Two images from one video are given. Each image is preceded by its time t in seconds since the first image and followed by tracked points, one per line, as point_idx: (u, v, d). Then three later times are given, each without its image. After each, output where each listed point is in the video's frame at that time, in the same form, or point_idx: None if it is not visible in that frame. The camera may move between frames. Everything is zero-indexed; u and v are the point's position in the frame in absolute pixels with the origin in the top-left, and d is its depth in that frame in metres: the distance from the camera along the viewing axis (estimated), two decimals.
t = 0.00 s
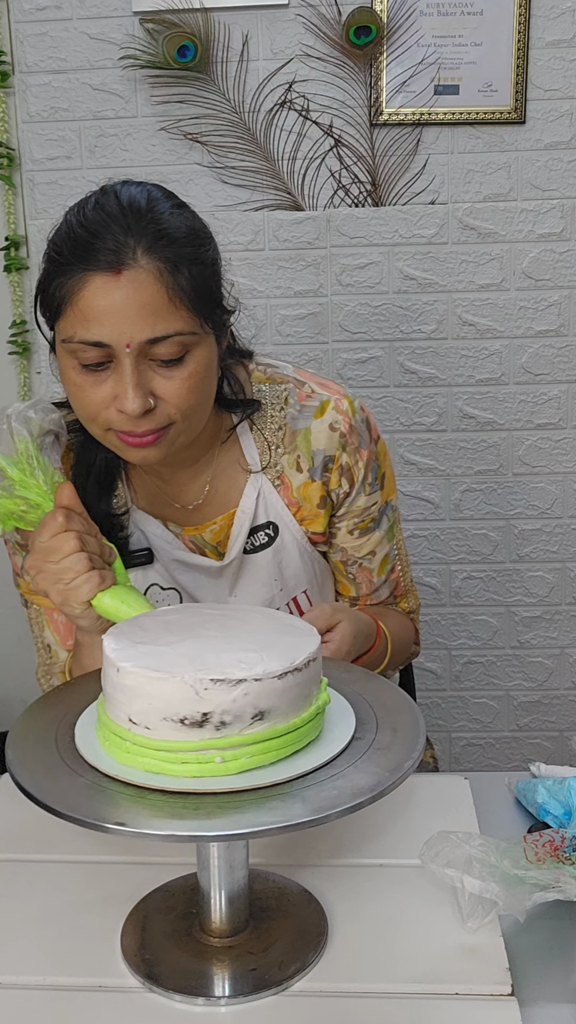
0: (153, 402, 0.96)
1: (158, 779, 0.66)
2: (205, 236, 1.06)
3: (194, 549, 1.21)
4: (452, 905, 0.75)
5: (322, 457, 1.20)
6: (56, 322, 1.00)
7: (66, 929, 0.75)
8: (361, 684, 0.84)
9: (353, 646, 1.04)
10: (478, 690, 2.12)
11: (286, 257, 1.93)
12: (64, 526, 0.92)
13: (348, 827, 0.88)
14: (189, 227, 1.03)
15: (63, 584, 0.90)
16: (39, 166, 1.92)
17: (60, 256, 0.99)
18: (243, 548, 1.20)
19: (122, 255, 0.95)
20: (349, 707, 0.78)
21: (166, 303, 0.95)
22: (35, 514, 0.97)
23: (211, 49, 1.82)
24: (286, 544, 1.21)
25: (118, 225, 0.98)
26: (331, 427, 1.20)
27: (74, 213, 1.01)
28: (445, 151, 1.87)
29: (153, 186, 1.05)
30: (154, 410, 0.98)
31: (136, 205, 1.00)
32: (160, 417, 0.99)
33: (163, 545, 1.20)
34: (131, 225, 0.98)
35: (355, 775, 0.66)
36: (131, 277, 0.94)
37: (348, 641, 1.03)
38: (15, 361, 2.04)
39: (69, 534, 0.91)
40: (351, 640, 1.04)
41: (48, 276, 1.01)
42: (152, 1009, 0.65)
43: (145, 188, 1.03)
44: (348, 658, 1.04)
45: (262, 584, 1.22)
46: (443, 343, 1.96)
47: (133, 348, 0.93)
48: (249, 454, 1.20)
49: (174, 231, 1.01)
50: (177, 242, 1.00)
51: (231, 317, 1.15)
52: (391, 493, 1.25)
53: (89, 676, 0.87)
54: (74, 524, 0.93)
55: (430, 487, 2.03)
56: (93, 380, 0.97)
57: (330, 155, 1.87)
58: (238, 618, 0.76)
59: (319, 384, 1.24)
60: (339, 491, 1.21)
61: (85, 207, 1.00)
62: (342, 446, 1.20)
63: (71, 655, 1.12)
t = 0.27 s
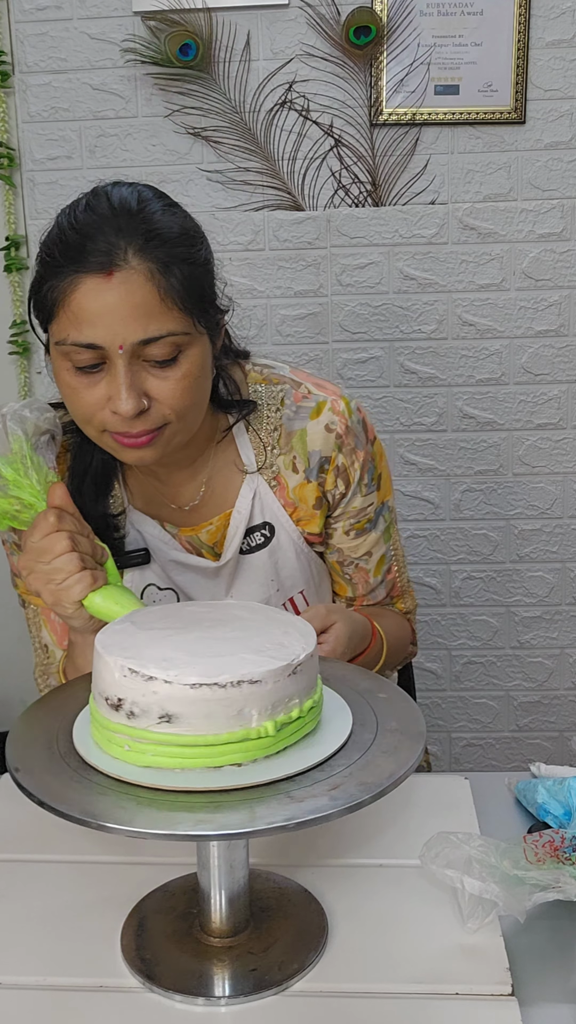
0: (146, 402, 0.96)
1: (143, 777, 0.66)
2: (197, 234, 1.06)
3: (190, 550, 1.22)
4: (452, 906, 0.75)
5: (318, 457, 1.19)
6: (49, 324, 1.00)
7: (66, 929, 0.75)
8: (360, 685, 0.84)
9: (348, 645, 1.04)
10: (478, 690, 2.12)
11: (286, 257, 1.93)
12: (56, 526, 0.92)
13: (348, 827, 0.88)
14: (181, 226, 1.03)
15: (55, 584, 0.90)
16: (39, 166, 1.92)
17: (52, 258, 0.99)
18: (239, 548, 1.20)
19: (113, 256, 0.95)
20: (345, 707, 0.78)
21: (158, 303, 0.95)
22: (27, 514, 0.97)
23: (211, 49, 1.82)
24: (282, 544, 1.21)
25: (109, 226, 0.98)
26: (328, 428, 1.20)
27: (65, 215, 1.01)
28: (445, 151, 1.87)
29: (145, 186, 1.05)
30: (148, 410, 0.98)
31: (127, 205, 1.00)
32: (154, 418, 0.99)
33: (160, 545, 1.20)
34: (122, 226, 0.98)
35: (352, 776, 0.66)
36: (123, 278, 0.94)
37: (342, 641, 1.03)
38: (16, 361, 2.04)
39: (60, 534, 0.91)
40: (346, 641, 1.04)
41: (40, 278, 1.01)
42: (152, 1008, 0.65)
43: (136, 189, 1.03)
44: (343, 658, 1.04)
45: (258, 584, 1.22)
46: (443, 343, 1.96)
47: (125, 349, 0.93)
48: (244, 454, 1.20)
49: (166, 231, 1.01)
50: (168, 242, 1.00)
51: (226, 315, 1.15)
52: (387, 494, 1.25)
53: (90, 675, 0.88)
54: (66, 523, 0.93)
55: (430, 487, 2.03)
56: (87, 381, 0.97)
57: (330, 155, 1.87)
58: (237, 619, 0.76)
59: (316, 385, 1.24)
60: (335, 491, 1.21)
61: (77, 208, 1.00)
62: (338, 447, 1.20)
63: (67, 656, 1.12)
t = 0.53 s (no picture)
0: (138, 401, 0.96)
1: (137, 772, 0.66)
2: (187, 234, 1.06)
3: (186, 550, 1.22)
4: (452, 906, 0.75)
5: (313, 457, 1.19)
6: (41, 325, 1.00)
7: (66, 930, 0.75)
8: (360, 684, 0.84)
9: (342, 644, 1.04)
10: (478, 690, 2.12)
11: (286, 257, 1.93)
12: (49, 528, 0.92)
13: (348, 827, 0.88)
14: (171, 225, 1.03)
15: (48, 584, 0.89)
16: (39, 166, 1.92)
17: (42, 260, 0.99)
18: (235, 548, 1.20)
19: (102, 256, 0.95)
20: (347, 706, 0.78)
21: (148, 302, 0.95)
22: (21, 514, 0.97)
23: (211, 49, 1.82)
24: (278, 544, 1.21)
25: (98, 226, 0.98)
26: (322, 428, 1.19)
27: (55, 217, 1.01)
28: (445, 151, 1.87)
29: (134, 187, 1.05)
30: (140, 409, 0.97)
31: (116, 205, 1.00)
32: (147, 417, 0.99)
33: (155, 545, 1.20)
34: (111, 226, 0.98)
35: (348, 776, 0.66)
36: (113, 278, 0.94)
37: (336, 640, 1.03)
38: (16, 361, 2.04)
39: (54, 535, 0.91)
40: (339, 640, 1.03)
41: (31, 280, 1.01)
42: (152, 1008, 0.65)
43: (125, 189, 1.03)
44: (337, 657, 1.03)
45: (254, 583, 1.22)
46: (443, 343, 1.96)
47: (116, 349, 0.93)
48: (239, 454, 1.20)
49: (155, 230, 1.01)
50: (158, 241, 1.00)
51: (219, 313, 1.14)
52: (383, 493, 1.24)
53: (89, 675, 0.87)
54: (60, 525, 0.94)
55: (430, 487, 2.02)
56: (79, 382, 0.97)
57: (330, 155, 1.87)
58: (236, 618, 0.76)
59: (311, 384, 1.24)
60: (330, 491, 1.20)
61: (66, 209, 1.00)
62: (333, 447, 1.19)
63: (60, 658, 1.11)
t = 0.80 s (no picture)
0: (135, 402, 0.96)
1: (144, 769, 0.67)
2: (183, 234, 1.06)
3: (183, 550, 1.22)
4: (452, 906, 0.75)
5: (309, 457, 1.19)
6: (37, 327, 1.00)
7: (66, 930, 0.75)
8: (359, 684, 0.84)
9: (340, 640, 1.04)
10: (478, 690, 2.12)
11: (286, 257, 1.93)
12: (45, 528, 0.93)
13: (348, 827, 0.88)
14: (166, 226, 1.03)
15: (44, 586, 0.90)
16: (39, 166, 1.92)
17: (38, 262, 0.99)
18: (232, 548, 1.21)
19: (98, 257, 0.95)
20: (348, 707, 0.78)
21: (145, 303, 0.94)
22: (17, 514, 0.97)
23: (211, 49, 1.82)
24: (275, 543, 1.22)
25: (94, 227, 0.98)
26: (319, 428, 1.19)
27: (51, 219, 1.01)
28: (445, 151, 1.87)
29: (129, 187, 1.05)
30: (137, 410, 0.98)
31: (112, 206, 1.00)
32: (144, 417, 0.99)
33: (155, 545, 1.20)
34: (107, 228, 0.98)
35: (348, 776, 0.66)
36: (109, 279, 0.94)
37: (335, 637, 1.02)
38: (16, 361, 2.04)
39: (50, 536, 0.91)
40: (338, 636, 1.03)
41: (27, 281, 1.01)
42: (152, 1008, 0.65)
43: (120, 190, 1.03)
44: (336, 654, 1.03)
45: (251, 582, 1.23)
46: (443, 343, 1.96)
47: (113, 350, 0.93)
48: (236, 455, 1.20)
49: (151, 231, 1.01)
50: (153, 242, 1.00)
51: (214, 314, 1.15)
52: (380, 493, 1.24)
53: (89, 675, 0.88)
54: (56, 526, 0.94)
55: (430, 487, 2.03)
56: (76, 383, 0.97)
57: (330, 155, 1.87)
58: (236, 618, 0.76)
59: (308, 384, 1.24)
60: (327, 491, 1.20)
61: (62, 211, 1.00)
62: (330, 447, 1.19)
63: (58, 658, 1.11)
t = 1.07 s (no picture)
0: (133, 399, 0.96)
1: (138, 768, 0.67)
2: (179, 230, 1.05)
3: (180, 547, 1.21)
4: (452, 906, 0.75)
5: (306, 455, 1.19)
6: (34, 324, 1.00)
7: (66, 929, 0.74)
8: (359, 684, 0.84)
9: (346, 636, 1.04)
10: (478, 690, 2.12)
11: (286, 257, 1.93)
12: (45, 528, 0.92)
13: (348, 827, 0.88)
14: (163, 222, 1.03)
15: (43, 587, 0.90)
16: (39, 166, 1.92)
17: (35, 259, 0.99)
18: (229, 544, 1.20)
19: (95, 255, 0.95)
20: (351, 707, 0.78)
21: (142, 300, 0.94)
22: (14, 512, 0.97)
23: (211, 49, 1.82)
24: (272, 540, 1.21)
25: (90, 224, 0.97)
26: (316, 425, 1.19)
27: (47, 215, 1.00)
28: (445, 151, 1.87)
29: (125, 183, 1.04)
30: (135, 407, 0.98)
31: (108, 203, 1.00)
32: (142, 414, 0.99)
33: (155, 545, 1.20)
34: (103, 224, 0.97)
35: (348, 776, 0.66)
36: (106, 277, 0.94)
37: (341, 635, 1.02)
38: (15, 360, 2.04)
39: (49, 537, 0.91)
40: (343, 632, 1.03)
41: (24, 279, 1.00)
42: (152, 1008, 0.65)
43: (116, 186, 1.03)
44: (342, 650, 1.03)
45: (248, 579, 1.23)
46: (442, 342, 1.96)
47: (111, 348, 0.93)
48: (233, 453, 1.20)
49: (147, 227, 1.01)
50: (150, 238, 1.00)
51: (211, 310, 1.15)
52: (378, 490, 1.24)
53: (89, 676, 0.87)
54: (56, 527, 0.93)
55: (430, 487, 2.02)
56: (74, 380, 0.97)
57: (330, 155, 1.87)
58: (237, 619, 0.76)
59: (305, 382, 1.24)
60: (325, 489, 1.20)
61: (58, 208, 1.00)
62: (327, 445, 1.19)
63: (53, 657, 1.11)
